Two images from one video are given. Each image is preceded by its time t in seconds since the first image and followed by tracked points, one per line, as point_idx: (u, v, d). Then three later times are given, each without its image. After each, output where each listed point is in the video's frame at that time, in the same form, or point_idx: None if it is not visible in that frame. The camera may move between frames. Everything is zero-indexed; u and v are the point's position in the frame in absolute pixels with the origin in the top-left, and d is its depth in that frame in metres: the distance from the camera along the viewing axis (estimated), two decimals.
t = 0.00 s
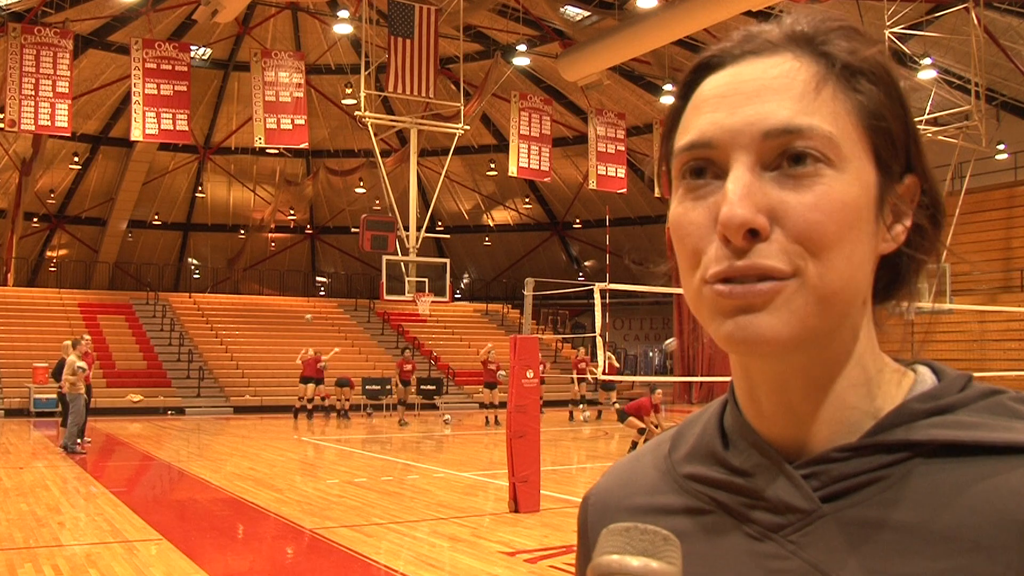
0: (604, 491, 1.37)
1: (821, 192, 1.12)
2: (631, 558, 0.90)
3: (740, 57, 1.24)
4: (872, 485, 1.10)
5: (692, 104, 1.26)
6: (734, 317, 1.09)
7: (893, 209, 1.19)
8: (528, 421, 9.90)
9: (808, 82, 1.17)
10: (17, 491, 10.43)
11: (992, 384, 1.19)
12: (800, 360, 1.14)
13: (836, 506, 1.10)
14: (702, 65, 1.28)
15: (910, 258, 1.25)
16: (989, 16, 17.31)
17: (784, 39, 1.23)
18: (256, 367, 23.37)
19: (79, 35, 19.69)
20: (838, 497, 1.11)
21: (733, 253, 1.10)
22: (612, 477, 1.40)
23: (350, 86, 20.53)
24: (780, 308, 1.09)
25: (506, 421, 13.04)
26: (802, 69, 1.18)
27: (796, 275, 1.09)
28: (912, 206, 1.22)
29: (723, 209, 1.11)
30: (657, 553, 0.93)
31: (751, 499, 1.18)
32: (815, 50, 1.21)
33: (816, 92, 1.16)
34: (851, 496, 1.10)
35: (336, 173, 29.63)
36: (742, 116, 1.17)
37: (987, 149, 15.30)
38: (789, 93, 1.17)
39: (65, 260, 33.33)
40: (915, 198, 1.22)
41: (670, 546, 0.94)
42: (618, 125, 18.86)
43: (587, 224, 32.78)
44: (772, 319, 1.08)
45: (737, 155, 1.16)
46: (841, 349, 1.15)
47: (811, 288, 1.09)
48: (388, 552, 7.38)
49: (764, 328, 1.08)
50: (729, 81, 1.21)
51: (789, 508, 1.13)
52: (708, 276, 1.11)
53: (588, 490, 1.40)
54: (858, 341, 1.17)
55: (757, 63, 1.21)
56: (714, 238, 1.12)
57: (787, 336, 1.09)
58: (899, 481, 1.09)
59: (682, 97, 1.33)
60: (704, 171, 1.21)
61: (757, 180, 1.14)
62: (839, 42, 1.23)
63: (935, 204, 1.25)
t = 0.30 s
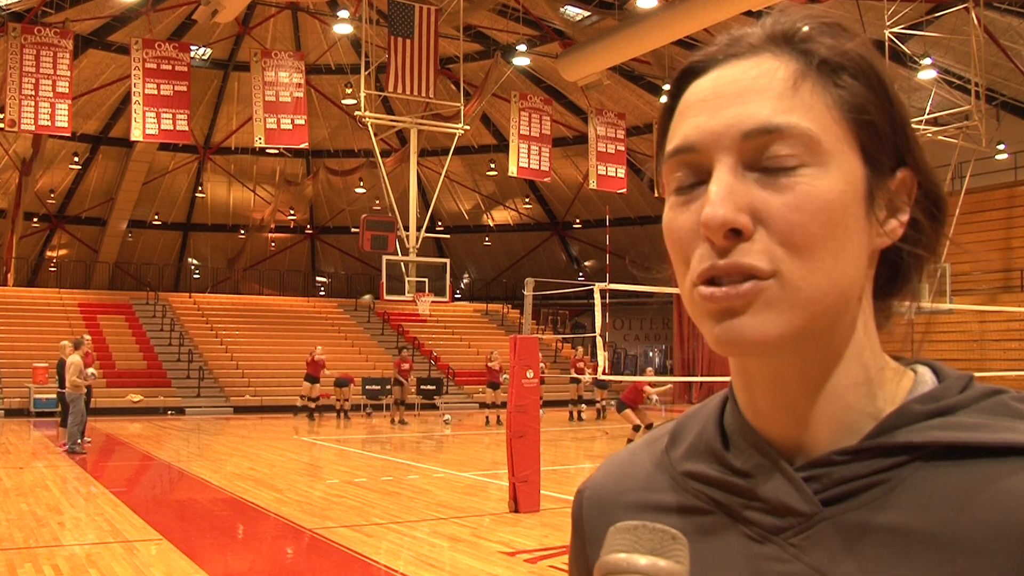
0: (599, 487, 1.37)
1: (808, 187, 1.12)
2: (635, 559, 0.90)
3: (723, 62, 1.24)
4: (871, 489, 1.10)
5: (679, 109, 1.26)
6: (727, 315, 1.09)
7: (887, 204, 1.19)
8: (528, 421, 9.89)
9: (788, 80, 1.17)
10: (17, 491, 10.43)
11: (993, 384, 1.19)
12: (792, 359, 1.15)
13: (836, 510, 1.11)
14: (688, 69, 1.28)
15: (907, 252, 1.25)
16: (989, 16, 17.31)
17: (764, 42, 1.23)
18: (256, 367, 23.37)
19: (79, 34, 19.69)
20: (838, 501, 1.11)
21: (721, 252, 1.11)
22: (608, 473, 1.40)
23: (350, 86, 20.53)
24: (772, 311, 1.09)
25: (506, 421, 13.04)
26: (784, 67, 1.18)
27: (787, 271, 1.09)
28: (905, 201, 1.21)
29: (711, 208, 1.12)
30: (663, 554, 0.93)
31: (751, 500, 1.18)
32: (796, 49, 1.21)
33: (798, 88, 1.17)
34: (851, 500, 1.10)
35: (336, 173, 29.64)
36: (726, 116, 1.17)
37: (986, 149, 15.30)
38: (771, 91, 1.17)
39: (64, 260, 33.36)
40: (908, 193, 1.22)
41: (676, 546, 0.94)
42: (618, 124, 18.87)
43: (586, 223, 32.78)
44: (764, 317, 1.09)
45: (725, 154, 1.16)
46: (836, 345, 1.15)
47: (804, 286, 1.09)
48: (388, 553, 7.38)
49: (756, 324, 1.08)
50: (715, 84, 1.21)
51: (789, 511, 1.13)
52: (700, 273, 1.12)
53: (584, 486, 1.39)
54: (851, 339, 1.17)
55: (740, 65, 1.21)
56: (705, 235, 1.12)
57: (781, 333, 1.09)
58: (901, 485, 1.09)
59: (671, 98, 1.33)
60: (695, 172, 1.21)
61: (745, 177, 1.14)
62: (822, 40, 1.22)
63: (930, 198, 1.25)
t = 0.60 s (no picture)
0: (597, 487, 1.38)
1: (791, 174, 1.12)
2: (631, 557, 0.90)
3: (722, 53, 1.26)
4: (868, 487, 1.10)
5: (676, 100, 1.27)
6: (708, 300, 1.10)
7: (883, 205, 1.19)
8: (528, 420, 9.89)
9: (780, 71, 1.18)
10: (17, 491, 10.43)
11: (995, 384, 1.19)
12: (785, 357, 1.15)
13: (834, 509, 1.10)
14: (690, 62, 1.30)
15: (904, 256, 1.25)
16: (989, 16, 17.30)
17: (767, 35, 1.24)
18: (256, 367, 23.37)
19: (79, 35, 19.68)
20: (837, 499, 1.11)
21: (697, 232, 1.12)
22: (606, 473, 1.40)
23: (350, 86, 20.52)
24: (764, 308, 1.10)
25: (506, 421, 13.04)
26: (779, 59, 1.19)
27: (776, 265, 1.09)
28: (904, 205, 1.21)
29: (688, 184, 1.13)
30: (660, 554, 0.93)
31: (749, 497, 1.18)
32: (793, 42, 1.22)
33: (788, 76, 1.17)
34: (850, 500, 1.10)
35: (336, 173, 29.61)
36: (717, 102, 1.19)
37: (986, 149, 15.31)
38: (761, 79, 1.18)
39: (65, 260, 33.37)
40: (908, 197, 1.21)
41: (672, 546, 0.94)
42: (618, 125, 18.87)
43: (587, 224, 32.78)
44: (750, 312, 1.09)
45: (709, 137, 1.18)
46: (828, 340, 1.16)
47: (790, 282, 1.10)
48: (388, 552, 7.38)
49: (736, 309, 1.09)
50: (714, 77, 1.22)
51: (789, 509, 1.13)
52: (683, 255, 1.13)
53: (582, 486, 1.40)
54: (847, 337, 1.17)
55: (735, 55, 1.23)
56: (685, 218, 1.13)
57: (768, 325, 1.10)
58: (899, 485, 1.08)
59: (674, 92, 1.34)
60: (684, 164, 1.22)
61: (726, 160, 1.15)
62: (824, 37, 1.23)
63: (930, 198, 1.25)
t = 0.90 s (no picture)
0: (606, 482, 1.39)
1: (802, 180, 1.12)
2: (632, 549, 0.90)
3: (728, 56, 1.25)
4: (875, 481, 1.10)
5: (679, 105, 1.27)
6: (719, 310, 1.10)
7: (890, 205, 1.19)
8: (528, 420, 9.89)
9: (785, 75, 1.18)
10: (17, 491, 10.43)
11: (1003, 383, 1.19)
12: (796, 357, 1.15)
13: (841, 502, 1.11)
14: (693, 65, 1.30)
15: (912, 256, 1.25)
16: (989, 16, 17.30)
17: (770, 36, 1.24)
18: (256, 367, 23.36)
19: (79, 34, 19.65)
20: (843, 493, 1.12)
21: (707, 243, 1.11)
22: (615, 471, 1.41)
23: (350, 86, 20.51)
24: (774, 305, 1.10)
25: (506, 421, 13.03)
26: (784, 62, 1.19)
27: (784, 267, 1.10)
28: (911, 204, 1.21)
29: (696, 197, 1.12)
30: (660, 545, 0.92)
31: (756, 490, 1.18)
32: (798, 43, 1.22)
33: (794, 82, 1.17)
34: (857, 493, 1.10)
35: (336, 173, 29.60)
36: (721, 109, 1.18)
37: (986, 149, 15.31)
38: (766, 85, 1.18)
39: (65, 260, 33.37)
40: (914, 195, 1.22)
41: (672, 539, 0.93)
42: (618, 124, 18.87)
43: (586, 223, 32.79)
44: (759, 316, 1.09)
45: (716, 146, 1.17)
46: (838, 341, 1.16)
47: (799, 284, 1.10)
48: (388, 552, 7.38)
49: (750, 319, 1.09)
50: (717, 80, 1.22)
51: (793, 503, 1.13)
52: (693, 266, 1.13)
53: (592, 482, 1.41)
54: (858, 334, 1.17)
55: (740, 60, 1.22)
56: (694, 226, 1.13)
57: (778, 328, 1.10)
58: (905, 479, 1.09)
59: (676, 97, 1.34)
60: (690, 168, 1.22)
61: (735, 169, 1.14)
62: (827, 37, 1.23)
63: (936, 196, 1.25)
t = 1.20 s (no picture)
0: (605, 485, 1.39)
1: (829, 189, 1.12)
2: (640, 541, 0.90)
3: (738, 58, 1.24)
4: (880, 482, 1.10)
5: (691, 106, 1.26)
6: (739, 320, 1.09)
7: (899, 211, 1.19)
8: (528, 420, 9.90)
9: (806, 80, 1.17)
10: (17, 491, 10.42)
11: (1000, 386, 1.19)
12: (810, 363, 1.14)
13: (843, 505, 1.11)
14: (700, 66, 1.29)
15: (915, 258, 1.25)
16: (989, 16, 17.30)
17: (782, 39, 1.24)
18: (256, 367, 23.36)
19: (79, 35, 19.65)
20: (845, 496, 1.12)
21: (733, 250, 1.11)
22: (614, 473, 1.41)
23: (350, 86, 20.51)
24: (789, 310, 1.09)
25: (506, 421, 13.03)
26: (803, 66, 1.18)
27: (799, 275, 1.09)
28: (915, 209, 1.22)
29: (727, 206, 1.11)
30: (669, 537, 0.92)
31: (757, 494, 1.18)
32: (813, 48, 1.22)
33: (816, 87, 1.17)
34: (860, 495, 1.10)
35: (336, 173, 29.59)
36: (740, 115, 1.17)
37: (986, 149, 15.30)
38: (788, 90, 1.17)
39: (65, 260, 33.35)
40: (918, 200, 1.23)
41: (681, 530, 0.93)
42: (618, 124, 18.86)
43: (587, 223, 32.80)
44: (776, 322, 1.09)
45: (737, 151, 1.16)
46: (849, 348, 1.15)
47: (815, 290, 1.09)
48: (388, 552, 7.38)
49: (772, 327, 1.08)
50: (730, 81, 1.21)
51: (795, 506, 1.13)
52: (714, 274, 1.12)
53: (591, 483, 1.41)
54: (867, 340, 1.17)
55: (758, 63, 1.21)
56: (716, 232, 1.12)
57: (794, 335, 1.09)
58: (909, 483, 1.09)
59: (680, 98, 1.33)
60: (702, 172, 1.21)
61: (758, 175, 1.13)
62: (838, 40, 1.23)
63: (937, 202, 1.26)
